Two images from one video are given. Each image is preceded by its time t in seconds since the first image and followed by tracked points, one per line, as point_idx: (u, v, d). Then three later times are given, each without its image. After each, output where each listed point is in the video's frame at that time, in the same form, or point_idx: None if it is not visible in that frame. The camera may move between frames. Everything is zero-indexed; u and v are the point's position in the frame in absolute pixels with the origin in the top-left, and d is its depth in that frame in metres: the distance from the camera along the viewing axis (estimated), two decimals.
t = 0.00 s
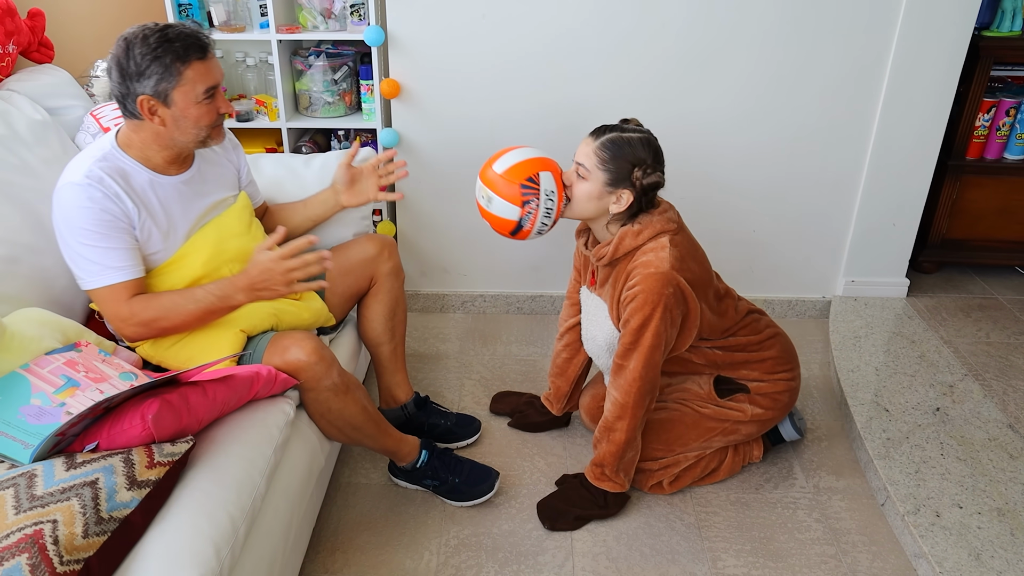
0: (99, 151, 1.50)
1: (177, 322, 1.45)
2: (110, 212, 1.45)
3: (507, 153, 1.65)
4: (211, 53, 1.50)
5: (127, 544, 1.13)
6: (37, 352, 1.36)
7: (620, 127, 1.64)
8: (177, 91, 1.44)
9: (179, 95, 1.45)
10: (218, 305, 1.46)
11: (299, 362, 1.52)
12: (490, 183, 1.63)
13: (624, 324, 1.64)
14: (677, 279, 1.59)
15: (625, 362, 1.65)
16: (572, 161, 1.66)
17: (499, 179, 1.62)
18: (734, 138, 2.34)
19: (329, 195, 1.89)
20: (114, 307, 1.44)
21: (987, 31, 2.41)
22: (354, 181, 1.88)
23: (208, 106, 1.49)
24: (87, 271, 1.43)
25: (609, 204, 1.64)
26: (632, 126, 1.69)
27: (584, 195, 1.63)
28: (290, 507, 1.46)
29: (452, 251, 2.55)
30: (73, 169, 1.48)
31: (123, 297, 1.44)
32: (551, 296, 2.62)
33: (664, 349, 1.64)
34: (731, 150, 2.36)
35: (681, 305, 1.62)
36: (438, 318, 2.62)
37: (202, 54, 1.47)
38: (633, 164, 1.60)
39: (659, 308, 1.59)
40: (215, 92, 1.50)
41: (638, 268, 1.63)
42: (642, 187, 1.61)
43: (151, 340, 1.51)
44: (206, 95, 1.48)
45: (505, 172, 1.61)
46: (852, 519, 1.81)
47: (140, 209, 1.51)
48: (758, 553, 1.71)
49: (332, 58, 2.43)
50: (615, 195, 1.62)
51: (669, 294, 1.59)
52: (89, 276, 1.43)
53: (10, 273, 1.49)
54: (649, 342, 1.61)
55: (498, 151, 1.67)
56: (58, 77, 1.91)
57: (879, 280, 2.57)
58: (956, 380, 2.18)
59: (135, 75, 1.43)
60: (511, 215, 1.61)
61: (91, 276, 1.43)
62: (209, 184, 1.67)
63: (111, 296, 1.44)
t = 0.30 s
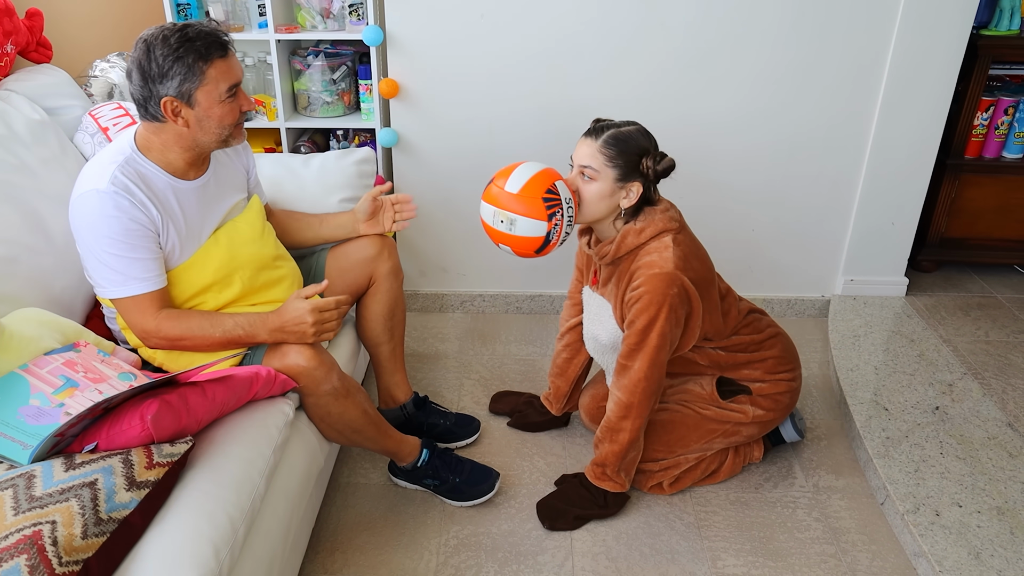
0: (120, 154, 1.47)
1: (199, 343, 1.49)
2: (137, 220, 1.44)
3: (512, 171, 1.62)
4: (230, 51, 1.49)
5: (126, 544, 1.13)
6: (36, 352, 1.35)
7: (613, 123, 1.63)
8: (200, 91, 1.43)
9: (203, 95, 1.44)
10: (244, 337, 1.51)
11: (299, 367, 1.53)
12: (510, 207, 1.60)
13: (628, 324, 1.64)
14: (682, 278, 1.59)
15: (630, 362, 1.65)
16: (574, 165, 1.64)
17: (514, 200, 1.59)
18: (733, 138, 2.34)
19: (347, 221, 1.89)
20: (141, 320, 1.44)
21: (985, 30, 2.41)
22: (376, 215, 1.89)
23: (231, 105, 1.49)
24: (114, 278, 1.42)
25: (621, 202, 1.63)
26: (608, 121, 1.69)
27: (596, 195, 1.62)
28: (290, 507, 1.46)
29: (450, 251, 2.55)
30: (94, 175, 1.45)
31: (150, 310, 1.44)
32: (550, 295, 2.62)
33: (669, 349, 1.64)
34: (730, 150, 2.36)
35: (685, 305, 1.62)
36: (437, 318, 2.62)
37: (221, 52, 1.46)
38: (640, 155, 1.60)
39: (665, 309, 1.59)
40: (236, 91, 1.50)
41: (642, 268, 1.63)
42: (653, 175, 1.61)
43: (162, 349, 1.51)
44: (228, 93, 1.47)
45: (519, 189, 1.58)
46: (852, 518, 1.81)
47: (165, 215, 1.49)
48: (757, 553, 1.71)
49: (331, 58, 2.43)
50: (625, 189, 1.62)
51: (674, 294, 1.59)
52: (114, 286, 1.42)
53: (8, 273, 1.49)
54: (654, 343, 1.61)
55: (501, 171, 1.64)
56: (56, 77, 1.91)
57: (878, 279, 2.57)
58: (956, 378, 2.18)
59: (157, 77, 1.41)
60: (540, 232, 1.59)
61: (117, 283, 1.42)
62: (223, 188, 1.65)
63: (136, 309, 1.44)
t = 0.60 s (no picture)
0: (120, 154, 1.47)
1: (200, 341, 1.48)
2: (137, 220, 1.43)
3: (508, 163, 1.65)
4: (232, 48, 1.49)
5: (126, 545, 1.13)
6: (36, 353, 1.35)
7: (614, 123, 1.65)
8: (202, 86, 1.43)
9: (205, 90, 1.44)
10: (245, 333, 1.51)
11: (299, 365, 1.52)
12: (498, 194, 1.62)
13: (630, 324, 1.64)
14: (685, 278, 1.60)
15: (633, 362, 1.65)
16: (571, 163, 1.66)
17: (504, 190, 1.61)
18: (733, 137, 2.34)
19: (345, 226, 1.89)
20: (140, 318, 1.44)
21: (985, 28, 2.41)
22: (373, 220, 1.88)
23: (233, 102, 1.49)
24: (112, 278, 1.42)
25: (614, 202, 1.64)
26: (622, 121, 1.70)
27: (587, 195, 1.63)
28: (290, 508, 1.46)
29: (451, 251, 2.55)
30: (93, 174, 1.45)
31: (149, 309, 1.44)
32: (550, 295, 2.61)
33: (672, 349, 1.64)
34: (730, 148, 2.36)
35: (688, 304, 1.62)
36: (438, 318, 2.61)
37: (224, 49, 1.46)
38: (633, 156, 1.61)
39: (667, 309, 1.59)
40: (238, 88, 1.50)
41: (643, 268, 1.62)
42: (644, 178, 1.61)
43: (163, 350, 1.51)
44: (230, 90, 1.47)
45: (510, 181, 1.61)
46: (853, 517, 1.80)
47: (164, 215, 1.49)
48: (759, 552, 1.71)
49: (330, 58, 2.42)
50: (617, 191, 1.62)
51: (676, 294, 1.59)
52: (113, 286, 1.42)
53: (8, 274, 1.48)
54: (658, 342, 1.61)
55: (496, 163, 1.67)
56: (56, 78, 1.91)
57: (879, 277, 2.57)
58: (956, 377, 2.18)
59: (158, 72, 1.41)
60: (523, 224, 1.60)
61: (116, 284, 1.42)
62: (222, 187, 1.65)
63: (135, 307, 1.44)
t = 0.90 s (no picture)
0: (120, 149, 1.47)
1: (201, 338, 1.48)
2: (137, 215, 1.43)
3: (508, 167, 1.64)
4: (233, 42, 1.50)
5: (128, 547, 1.13)
6: (38, 354, 1.35)
7: (613, 124, 1.64)
8: (203, 79, 1.43)
9: (206, 83, 1.44)
10: (247, 332, 1.51)
11: (300, 366, 1.53)
12: (499, 198, 1.62)
13: (623, 323, 1.63)
14: (677, 277, 1.59)
15: (625, 363, 1.65)
16: (571, 166, 1.66)
17: (505, 195, 1.61)
18: (735, 137, 2.34)
19: (345, 226, 1.88)
20: (142, 316, 1.44)
21: (987, 28, 2.41)
22: (373, 220, 1.88)
23: (233, 96, 1.49)
24: (112, 274, 1.41)
25: (614, 202, 1.64)
26: (620, 119, 1.70)
27: (588, 196, 1.64)
28: (292, 510, 1.45)
29: (452, 252, 2.55)
30: (93, 170, 1.44)
31: (151, 306, 1.44)
32: (552, 296, 2.61)
33: (664, 350, 1.63)
34: (733, 149, 2.36)
35: (681, 304, 1.62)
36: (439, 319, 2.61)
37: (225, 42, 1.47)
38: (634, 157, 1.61)
39: (657, 308, 1.59)
40: (238, 81, 1.50)
41: (637, 267, 1.62)
42: (645, 178, 1.61)
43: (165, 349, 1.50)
44: (231, 83, 1.48)
45: (511, 186, 1.60)
46: (856, 518, 1.80)
47: (164, 211, 1.49)
48: (761, 554, 1.70)
49: (332, 59, 2.42)
50: (618, 192, 1.62)
51: (667, 294, 1.59)
52: (113, 282, 1.42)
53: (10, 275, 1.48)
54: (650, 342, 1.61)
55: (496, 167, 1.67)
56: (58, 78, 1.91)
57: (881, 278, 2.57)
58: (959, 378, 2.17)
59: (160, 65, 1.41)
60: (523, 228, 1.60)
61: (116, 280, 1.41)
62: (223, 185, 1.65)
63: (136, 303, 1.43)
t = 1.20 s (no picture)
0: (124, 147, 1.47)
1: (202, 338, 1.48)
2: (140, 213, 1.43)
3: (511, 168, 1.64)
4: (239, 41, 1.49)
5: (129, 547, 1.13)
6: (39, 354, 1.35)
7: (615, 126, 1.64)
8: (208, 77, 1.43)
9: (210, 81, 1.44)
10: (248, 332, 1.51)
11: (301, 365, 1.53)
12: (501, 198, 1.62)
13: (623, 324, 1.63)
14: (677, 280, 1.59)
15: (625, 364, 1.65)
16: (574, 167, 1.66)
17: (507, 195, 1.61)
18: (736, 138, 2.34)
19: (346, 225, 1.88)
20: (144, 314, 1.44)
21: (988, 29, 2.41)
22: (374, 220, 1.87)
23: (238, 95, 1.49)
24: (114, 272, 1.41)
25: (616, 203, 1.64)
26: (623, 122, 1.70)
27: (590, 197, 1.64)
28: (293, 510, 1.45)
29: (453, 252, 2.54)
30: (97, 168, 1.44)
31: (153, 305, 1.44)
32: (553, 296, 2.61)
33: (664, 352, 1.63)
34: (734, 150, 2.36)
35: (680, 308, 1.62)
36: (440, 319, 2.61)
37: (231, 41, 1.46)
38: (636, 158, 1.61)
39: (656, 310, 1.58)
40: (243, 80, 1.50)
41: (638, 268, 1.62)
42: (646, 180, 1.61)
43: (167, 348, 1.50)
44: (235, 82, 1.47)
45: (513, 186, 1.61)
46: (857, 519, 1.80)
47: (167, 210, 1.49)
48: (762, 554, 1.70)
49: (333, 59, 2.42)
50: (621, 192, 1.62)
51: (667, 297, 1.58)
52: (115, 280, 1.42)
53: (12, 275, 1.48)
54: (648, 345, 1.61)
55: (498, 168, 1.67)
56: (59, 78, 1.91)
57: (883, 279, 2.56)
58: (960, 379, 2.17)
59: (165, 62, 1.41)
60: (523, 228, 1.61)
61: (117, 278, 1.41)
62: (226, 186, 1.65)
63: (138, 301, 1.43)
